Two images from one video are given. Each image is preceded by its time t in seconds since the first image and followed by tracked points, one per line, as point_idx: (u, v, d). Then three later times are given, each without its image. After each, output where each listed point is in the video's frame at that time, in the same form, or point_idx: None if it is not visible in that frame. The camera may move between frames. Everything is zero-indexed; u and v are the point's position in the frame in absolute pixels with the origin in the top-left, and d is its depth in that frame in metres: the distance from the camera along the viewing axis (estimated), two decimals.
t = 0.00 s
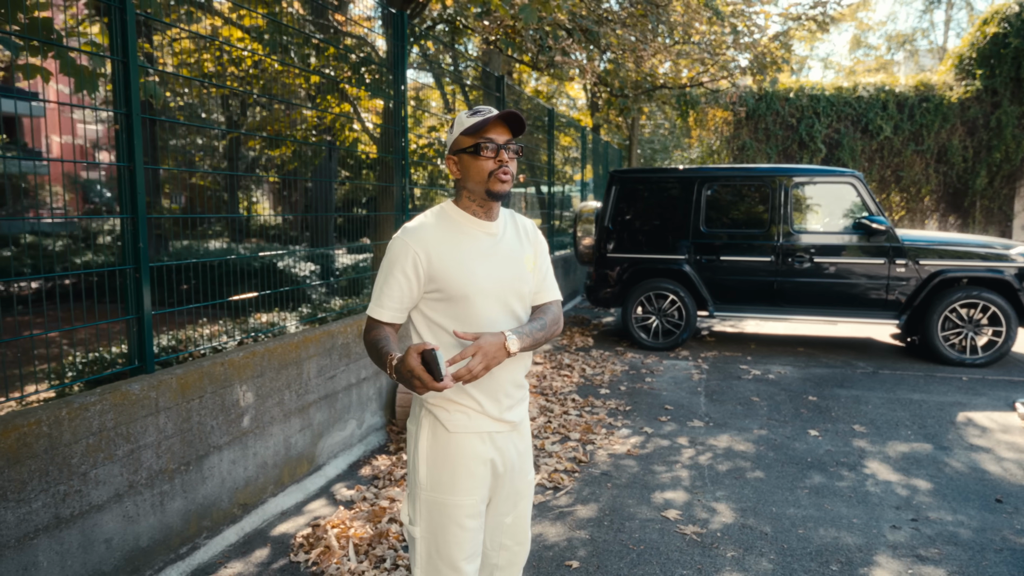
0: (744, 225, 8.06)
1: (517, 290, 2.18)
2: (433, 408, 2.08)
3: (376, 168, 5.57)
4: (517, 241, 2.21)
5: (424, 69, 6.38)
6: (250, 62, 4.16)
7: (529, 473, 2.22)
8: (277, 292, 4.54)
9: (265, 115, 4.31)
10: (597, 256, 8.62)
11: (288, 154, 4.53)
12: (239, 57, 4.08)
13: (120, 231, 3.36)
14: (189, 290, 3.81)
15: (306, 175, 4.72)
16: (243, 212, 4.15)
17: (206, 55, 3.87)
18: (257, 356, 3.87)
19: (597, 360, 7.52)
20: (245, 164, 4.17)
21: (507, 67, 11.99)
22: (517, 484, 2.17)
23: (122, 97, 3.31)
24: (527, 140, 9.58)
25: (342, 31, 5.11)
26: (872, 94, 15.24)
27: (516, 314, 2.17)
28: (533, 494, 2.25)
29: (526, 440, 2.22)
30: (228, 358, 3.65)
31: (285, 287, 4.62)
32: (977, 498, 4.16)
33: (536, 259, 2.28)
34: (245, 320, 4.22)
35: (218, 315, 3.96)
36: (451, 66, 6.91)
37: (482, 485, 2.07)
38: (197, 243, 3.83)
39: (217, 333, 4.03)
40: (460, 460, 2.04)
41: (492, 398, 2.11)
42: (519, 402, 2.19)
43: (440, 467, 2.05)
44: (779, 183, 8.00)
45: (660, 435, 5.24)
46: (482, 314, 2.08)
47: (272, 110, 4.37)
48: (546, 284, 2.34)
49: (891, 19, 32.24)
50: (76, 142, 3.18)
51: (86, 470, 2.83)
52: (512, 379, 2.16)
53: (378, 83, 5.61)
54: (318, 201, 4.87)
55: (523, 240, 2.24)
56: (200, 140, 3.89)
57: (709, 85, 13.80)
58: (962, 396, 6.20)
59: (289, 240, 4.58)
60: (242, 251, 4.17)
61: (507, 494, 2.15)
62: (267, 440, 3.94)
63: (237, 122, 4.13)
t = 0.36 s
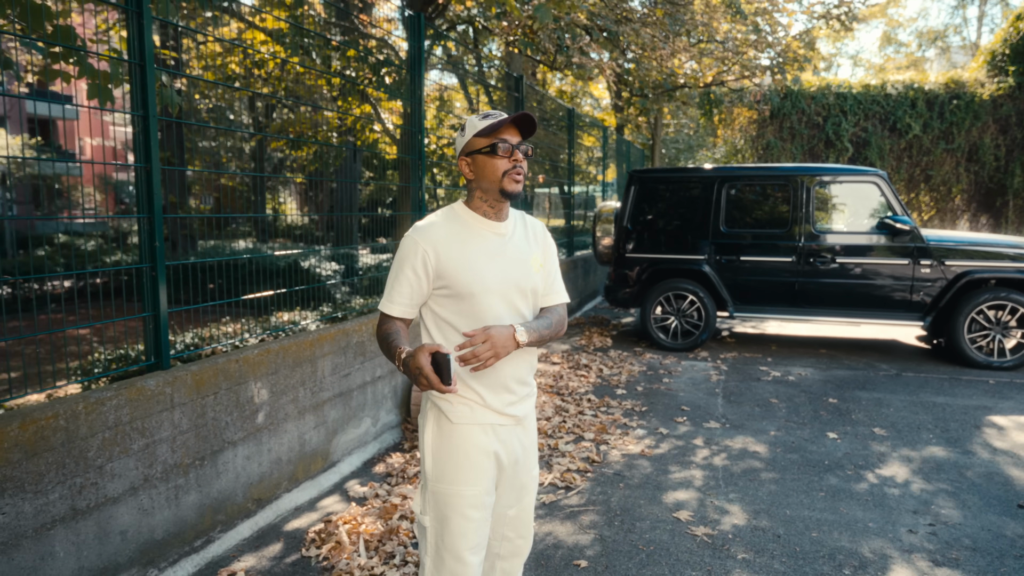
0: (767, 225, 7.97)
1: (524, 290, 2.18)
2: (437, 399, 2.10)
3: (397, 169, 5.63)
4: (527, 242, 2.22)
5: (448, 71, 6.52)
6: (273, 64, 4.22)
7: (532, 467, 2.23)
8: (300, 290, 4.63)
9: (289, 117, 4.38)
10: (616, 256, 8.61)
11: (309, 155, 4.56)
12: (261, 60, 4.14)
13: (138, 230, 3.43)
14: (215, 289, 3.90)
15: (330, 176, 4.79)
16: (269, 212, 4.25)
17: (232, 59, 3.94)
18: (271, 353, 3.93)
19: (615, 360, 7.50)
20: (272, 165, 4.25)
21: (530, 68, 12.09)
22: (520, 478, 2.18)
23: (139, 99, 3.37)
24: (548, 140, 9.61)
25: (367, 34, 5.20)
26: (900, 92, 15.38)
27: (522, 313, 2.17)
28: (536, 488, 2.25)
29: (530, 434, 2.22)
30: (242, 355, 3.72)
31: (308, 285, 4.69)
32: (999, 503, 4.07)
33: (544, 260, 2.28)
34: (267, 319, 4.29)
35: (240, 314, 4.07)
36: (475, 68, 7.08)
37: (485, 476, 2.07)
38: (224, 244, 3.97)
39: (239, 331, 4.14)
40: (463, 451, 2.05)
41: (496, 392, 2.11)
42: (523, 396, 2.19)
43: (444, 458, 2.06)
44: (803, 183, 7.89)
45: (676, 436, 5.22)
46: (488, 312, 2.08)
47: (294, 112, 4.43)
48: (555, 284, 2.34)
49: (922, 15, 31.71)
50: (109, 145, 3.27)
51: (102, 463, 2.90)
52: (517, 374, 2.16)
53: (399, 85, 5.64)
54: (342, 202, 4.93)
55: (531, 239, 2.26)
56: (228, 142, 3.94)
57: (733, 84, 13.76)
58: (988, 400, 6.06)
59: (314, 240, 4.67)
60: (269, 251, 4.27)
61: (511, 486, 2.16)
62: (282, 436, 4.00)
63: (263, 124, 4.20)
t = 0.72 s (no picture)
0: (782, 225, 7.92)
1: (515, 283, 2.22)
2: (433, 401, 2.11)
3: (411, 169, 5.68)
4: (509, 235, 2.27)
5: (465, 71, 6.63)
6: (288, 65, 4.27)
7: (528, 464, 2.26)
8: (317, 288, 4.71)
9: (305, 116, 4.44)
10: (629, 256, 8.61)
11: (323, 155, 4.59)
12: (277, 60, 4.19)
13: (151, 227, 3.51)
14: (235, 288, 3.99)
15: (347, 176, 4.85)
16: (288, 211, 4.32)
17: (248, 60, 4.00)
18: (281, 349, 3.99)
19: (627, 360, 7.51)
20: (290, 165, 4.32)
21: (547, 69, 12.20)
22: (517, 476, 2.21)
23: (151, 99, 3.46)
24: (564, 139, 9.65)
25: (384, 35, 5.28)
26: (920, 90, 15.65)
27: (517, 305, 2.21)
28: (532, 485, 2.28)
29: (526, 432, 2.25)
30: (253, 351, 3.78)
31: (324, 284, 4.77)
32: (1011, 505, 4.03)
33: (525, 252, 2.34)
34: (283, 317, 4.37)
35: (256, 312, 4.14)
36: (492, 68, 7.19)
37: (483, 476, 2.09)
38: (243, 243, 4.02)
39: (255, 329, 4.20)
40: (460, 452, 2.07)
41: (494, 391, 2.14)
42: (519, 394, 2.22)
43: (441, 459, 2.08)
44: (819, 182, 7.83)
45: (685, 435, 5.21)
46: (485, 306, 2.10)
47: (311, 112, 4.49)
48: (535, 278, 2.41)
49: (946, 12, 31.33)
50: (128, 145, 3.34)
51: (113, 454, 2.97)
52: (512, 372, 2.19)
53: (412, 85, 5.69)
54: (360, 201, 4.99)
55: (513, 232, 2.30)
56: (247, 143, 4.00)
57: (751, 83, 13.78)
58: (1004, 401, 5.99)
59: (331, 239, 4.74)
60: (286, 250, 4.34)
61: (508, 484, 2.19)
62: (291, 431, 4.06)
63: (280, 124, 4.26)
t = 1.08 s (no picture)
0: (794, 225, 7.88)
1: (510, 284, 2.28)
2: (432, 410, 2.10)
3: (422, 168, 5.70)
4: (501, 234, 2.31)
5: (477, 71, 6.67)
6: (300, 66, 4.29)
7: (529, 466, 2.27)
8: (328, 288, 4.74)
9: (316, 116, 4.46)
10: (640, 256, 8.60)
11: (334, 155, 4.61)
12: (289, 61, 4.22)
13: (165, 227, 3.54)
14: (247, 287, 4.00)
15: (358, 175, 4.87)
16: (299, 211, 4.35)
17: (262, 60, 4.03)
18: (292, 348, 4.01)
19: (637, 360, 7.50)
20: (301, 165, 4.34)
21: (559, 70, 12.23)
22: (518, 477, 2.21)
23: (166, 99, 3.50)
24: (575, 139, 9.66)
25: (396, 35, 5.31)
26: (935, 90, 15.65)
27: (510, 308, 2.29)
28: (534, 485, 2.29)
29: (523, 432, 2.27)
30: (265, 350, 3.81)
31: (335, 284, 4.80)
32: None
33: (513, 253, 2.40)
34: (294, 316, 4.40)
35: (268, 311, 4.17)
36: (504, 69, 7.22)
37: (485, 481, 2.10)
38: (255, 243, 4.04)
39: (267, 328, 4.23)
40: (461, 459, 2.06)
41: (491, 395, 2.16)
42: (514, 396, 2.25)
43: (442, 468, 2.07)
44: (830, 182, 7.79)
45: (695, 435, 5.20)
46: (487, 309, 2.16)
47: (322, 112, 4.51)
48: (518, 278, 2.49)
49: (961, 10, 31.11)
50: (144, 146, 3.37)
51: (128, 451, 3.01)
52: (508, 374, 2.22)
53: (423, 85, 5.71)
54: (370, 201, 5.01)
55: (505, 232, 2.35)
56: (259, 143, 4.03)
57: (763, 83, 13.76)
58: (1019, 403, 5.94)
59: (343, 239, 4.77)
60: (298, 250, 4.36)
61: (509, 487, 2.19)
62: (303, 429, 4.09)
63: (292, 124, 4.29)
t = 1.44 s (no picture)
0: (796, 226, 7.89)
1: (505, 285, 2.32)
2: (433, 410, 2.12)
3: (424, 169, 5.73)
4: (499, 236, 2.34)
5: (479, 72, 6.70)
6: (303, 66, 4.32)
7: (525, 462, 2.30)
8: (330, 288, 4.76)
9: (319, 116, 4.48)
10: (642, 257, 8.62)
11: (337, 155, 4.63)
12: (292, 62, 4.25)
13: (170, 226, 3.59)
14: (247, 288, 4.02)
15: (361, 176, 4.90)
16: (301, 211, 4.37)
17: (265, 61, 4.06)
18: (297, 347, 4.05)
19: (639, 360, 7.52)
20: (304, 166, 4.37)
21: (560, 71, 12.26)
22: (515, 472, 2.25)
23: (172, 100, 3.53)
24: (577, 139, 9.68)
25: (399, 36, 5.34)
26: (936, 91, 15.72)
27: (505, 309, 2.33)
28: (530, 481, 2.33)
29: (517, 429, 2.32)
30: (269, 348, 3.84)
31: (337, 284, 4.83)
32: None
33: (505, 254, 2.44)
34: (297, 316, 4.43)
35: (272, 311, 4.20)
36: (506, 70, 7.24)
37: (484, 478, 2.12)
38: (257, 243, 4.07)
39: (270, 327, 4.26)
40: (461, 457, 2.09)
41: (488, 394, 2.19)
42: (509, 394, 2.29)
43: (443, 467, 2.09)
44: (831, 183, 7.81)
45: (697, 435, 5.22)
46: (485, 311, 2.19)
47: (325, 112, 4.53)
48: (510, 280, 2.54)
49: (963, 11, 31.14)
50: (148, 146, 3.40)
51: (134, 448, 3.03)
52: (503, 374, 2.26)
53: (426, 86, 5.74)
54: (373, 200, 5.04)
55: (502, 233, 2.38)
56: (261, 143, 4.05)
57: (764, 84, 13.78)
58: (1020, 403, 5.95)
59: (344, 239, 4.79)
60: (300, 250, 4.39)
61: (507, 483, 2.22)
62: (307, 428, 4.12)
63: (296, 124, 4.32)
